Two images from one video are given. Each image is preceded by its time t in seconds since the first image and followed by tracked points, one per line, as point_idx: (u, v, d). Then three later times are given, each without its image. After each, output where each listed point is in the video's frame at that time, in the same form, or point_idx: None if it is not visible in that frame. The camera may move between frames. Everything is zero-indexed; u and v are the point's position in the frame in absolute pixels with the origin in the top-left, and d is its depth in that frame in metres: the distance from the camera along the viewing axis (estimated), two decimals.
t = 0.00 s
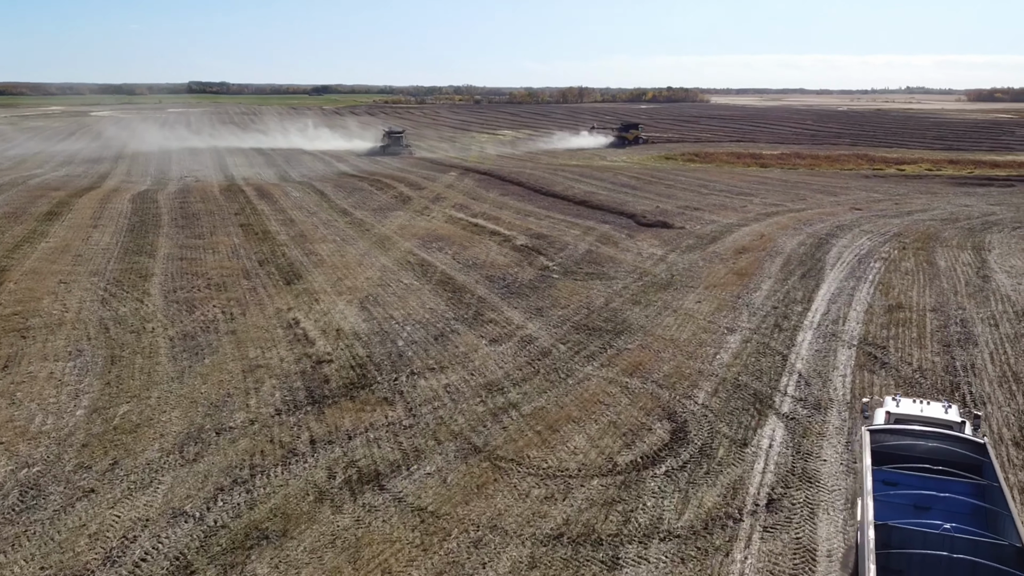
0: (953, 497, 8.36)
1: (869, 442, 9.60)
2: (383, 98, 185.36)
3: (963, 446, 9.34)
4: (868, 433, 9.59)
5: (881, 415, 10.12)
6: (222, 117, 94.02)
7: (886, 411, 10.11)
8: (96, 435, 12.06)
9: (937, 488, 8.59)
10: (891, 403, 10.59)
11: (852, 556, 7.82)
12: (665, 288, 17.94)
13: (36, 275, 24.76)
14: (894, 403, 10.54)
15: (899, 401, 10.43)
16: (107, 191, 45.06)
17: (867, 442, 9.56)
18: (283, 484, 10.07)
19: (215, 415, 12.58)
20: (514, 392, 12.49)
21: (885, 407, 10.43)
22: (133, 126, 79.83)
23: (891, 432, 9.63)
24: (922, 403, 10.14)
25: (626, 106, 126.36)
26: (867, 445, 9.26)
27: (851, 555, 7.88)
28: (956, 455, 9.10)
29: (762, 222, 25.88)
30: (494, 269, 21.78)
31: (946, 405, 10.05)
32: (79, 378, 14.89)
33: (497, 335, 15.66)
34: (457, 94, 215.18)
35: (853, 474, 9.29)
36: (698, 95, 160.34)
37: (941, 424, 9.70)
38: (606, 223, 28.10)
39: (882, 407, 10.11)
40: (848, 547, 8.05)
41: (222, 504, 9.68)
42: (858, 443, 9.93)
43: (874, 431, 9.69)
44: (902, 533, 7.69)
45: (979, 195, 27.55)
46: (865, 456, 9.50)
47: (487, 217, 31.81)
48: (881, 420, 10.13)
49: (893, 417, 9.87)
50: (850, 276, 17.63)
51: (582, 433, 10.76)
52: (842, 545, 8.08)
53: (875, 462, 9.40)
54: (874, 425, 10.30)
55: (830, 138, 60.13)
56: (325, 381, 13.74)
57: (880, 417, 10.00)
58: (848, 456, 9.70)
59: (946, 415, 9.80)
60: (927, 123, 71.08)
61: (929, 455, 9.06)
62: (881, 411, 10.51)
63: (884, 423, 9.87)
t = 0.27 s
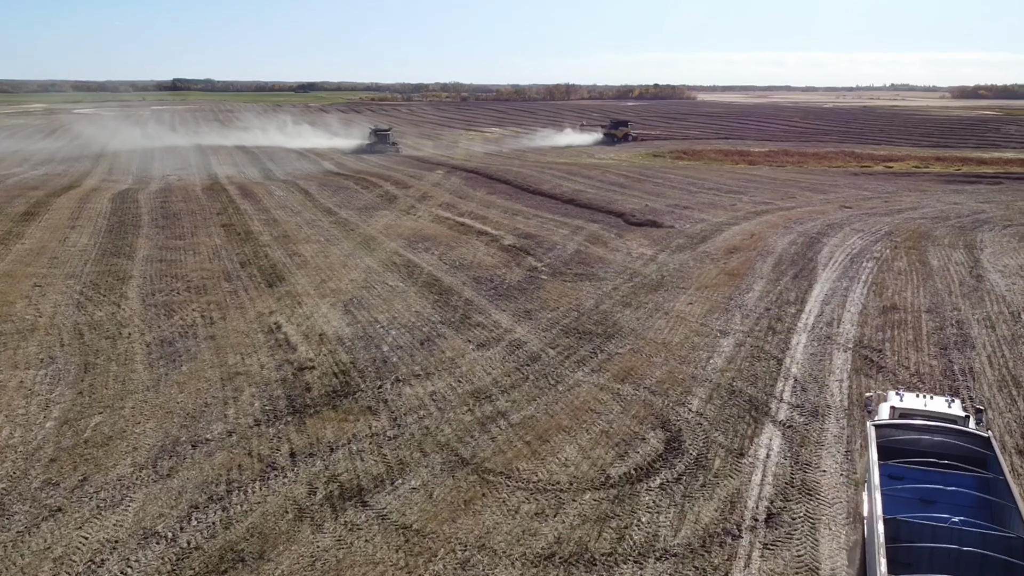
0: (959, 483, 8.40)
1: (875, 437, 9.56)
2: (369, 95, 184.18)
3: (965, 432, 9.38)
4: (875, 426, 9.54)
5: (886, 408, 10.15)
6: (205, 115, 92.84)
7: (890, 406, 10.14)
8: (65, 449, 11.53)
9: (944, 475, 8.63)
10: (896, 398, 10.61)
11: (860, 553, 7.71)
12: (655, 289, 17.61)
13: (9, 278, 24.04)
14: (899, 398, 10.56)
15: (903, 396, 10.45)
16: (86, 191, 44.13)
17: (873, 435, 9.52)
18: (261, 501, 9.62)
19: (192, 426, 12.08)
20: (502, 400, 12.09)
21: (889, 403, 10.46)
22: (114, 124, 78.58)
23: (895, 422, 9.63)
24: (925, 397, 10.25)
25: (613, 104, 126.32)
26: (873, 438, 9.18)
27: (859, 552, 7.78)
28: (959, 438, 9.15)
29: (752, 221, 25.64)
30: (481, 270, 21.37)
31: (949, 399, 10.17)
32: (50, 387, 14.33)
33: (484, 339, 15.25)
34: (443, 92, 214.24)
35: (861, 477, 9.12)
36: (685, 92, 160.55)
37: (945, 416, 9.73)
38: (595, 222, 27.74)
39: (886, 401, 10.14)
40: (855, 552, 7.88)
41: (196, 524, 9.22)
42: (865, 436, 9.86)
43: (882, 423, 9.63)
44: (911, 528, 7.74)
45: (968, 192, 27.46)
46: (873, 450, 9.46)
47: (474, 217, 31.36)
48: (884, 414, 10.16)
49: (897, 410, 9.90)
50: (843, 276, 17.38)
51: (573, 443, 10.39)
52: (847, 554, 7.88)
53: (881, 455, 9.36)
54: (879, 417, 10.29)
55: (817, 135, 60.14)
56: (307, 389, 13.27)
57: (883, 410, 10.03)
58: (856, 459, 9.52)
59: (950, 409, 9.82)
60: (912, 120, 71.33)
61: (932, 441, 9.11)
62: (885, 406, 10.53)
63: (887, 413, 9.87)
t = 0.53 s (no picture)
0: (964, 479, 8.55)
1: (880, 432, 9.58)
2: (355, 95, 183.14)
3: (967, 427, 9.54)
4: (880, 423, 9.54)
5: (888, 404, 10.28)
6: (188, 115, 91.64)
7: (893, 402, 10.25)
8: (32, 467, 10.99)
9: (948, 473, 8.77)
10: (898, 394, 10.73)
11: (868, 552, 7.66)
12: (645, 293, 17.28)
13: None
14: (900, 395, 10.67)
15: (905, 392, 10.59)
16: (64, 192, 43.21)
17: (878, 431, 9.51)
18: (237, 522, 9.16)
19: (166, 441, 11.58)
20: (490, 411, 11.69)
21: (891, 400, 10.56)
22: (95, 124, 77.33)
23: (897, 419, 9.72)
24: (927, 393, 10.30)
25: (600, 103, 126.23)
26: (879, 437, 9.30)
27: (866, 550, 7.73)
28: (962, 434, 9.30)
29: (742, 222, 25.42)
30: (469, 273, 20.97)
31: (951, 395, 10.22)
32: (19, 399, 13.75)
33: (472, 346, 14.83)
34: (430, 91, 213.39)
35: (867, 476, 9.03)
36: (671, 92, 160.75)
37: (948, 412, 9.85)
38: (584, 223, 27.42)
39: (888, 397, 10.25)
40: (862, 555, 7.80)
41: (168, 548, 8.75)
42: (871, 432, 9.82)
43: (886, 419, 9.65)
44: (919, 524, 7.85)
45: (957, 192, 27.39)
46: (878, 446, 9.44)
47: (461, 218, 30.93)
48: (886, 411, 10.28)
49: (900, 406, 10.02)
50: (835, 278, 17.15)
51: (563, 456, 10.02)
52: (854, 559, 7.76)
53: (885, 451, 9.36)
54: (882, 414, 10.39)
55: (803, 135, 60.15)
56: (287, 401, 12.78)
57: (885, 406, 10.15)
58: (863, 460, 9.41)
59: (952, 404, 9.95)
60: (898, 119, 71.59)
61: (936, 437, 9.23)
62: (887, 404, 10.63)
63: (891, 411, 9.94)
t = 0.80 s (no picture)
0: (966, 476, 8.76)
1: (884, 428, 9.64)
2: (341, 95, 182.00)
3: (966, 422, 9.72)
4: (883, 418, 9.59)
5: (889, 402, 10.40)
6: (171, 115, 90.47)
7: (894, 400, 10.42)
8: None
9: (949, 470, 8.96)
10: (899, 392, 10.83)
11: (873, 546, 7.69)
12: (636, 297, 16.96)
13: None
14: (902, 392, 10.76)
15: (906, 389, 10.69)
16: (42, 194, 42.30)
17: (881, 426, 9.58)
18: (212, 546, 8.70)
19: (140, 457, 11.07)
20: (478, 422, 11.29)
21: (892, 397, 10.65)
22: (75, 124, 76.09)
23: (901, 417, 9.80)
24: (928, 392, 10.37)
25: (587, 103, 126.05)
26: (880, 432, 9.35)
27: (871, 545, 7.77)
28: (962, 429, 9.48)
29: (731, 223, 25.21)
30: (456, 277, 20.58)
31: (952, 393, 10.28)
32: None
33: (459, 353, 14.43)
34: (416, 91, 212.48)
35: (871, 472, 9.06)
36: (658, 91, 160.92)
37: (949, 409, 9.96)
38: (573, 225, 27.10)
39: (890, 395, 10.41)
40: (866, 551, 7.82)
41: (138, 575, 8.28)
42: (873, 427, 9.86)
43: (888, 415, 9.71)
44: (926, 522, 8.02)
45: (946, 193, 27.31)
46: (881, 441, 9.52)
47: (448, 220, 30.49)
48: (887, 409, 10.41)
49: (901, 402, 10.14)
50: (828, 281, 16.91)
51: (555, 471, 9.64)
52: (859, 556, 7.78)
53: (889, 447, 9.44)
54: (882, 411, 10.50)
55: (790, 134, 60.20)
56: (266, 413, 12.30)
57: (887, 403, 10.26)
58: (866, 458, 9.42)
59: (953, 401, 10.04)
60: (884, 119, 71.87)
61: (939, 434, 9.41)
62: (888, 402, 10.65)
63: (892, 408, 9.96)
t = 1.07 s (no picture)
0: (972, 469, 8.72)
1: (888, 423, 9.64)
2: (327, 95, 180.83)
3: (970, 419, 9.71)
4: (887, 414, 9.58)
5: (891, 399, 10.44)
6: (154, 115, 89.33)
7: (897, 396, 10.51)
8: None
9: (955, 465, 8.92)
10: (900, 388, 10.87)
11: (878, 542, 7.69)
12: (627, 302, 16.63)
13: None
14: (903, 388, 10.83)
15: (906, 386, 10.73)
16: (19, 197, 41.39)
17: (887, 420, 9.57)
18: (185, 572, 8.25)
19: (111, 475, 10.57)
20: (466, 435, 10.88)
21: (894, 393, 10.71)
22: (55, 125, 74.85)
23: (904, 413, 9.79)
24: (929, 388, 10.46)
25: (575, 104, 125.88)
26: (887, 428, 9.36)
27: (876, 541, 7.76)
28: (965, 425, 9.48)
29: (721, 224, 24.97)
30: (443, 281, 20.17)
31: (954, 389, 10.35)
32: None
33: (446, 362, 14.01)
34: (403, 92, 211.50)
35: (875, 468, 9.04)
36: (645, 92, 161.14)
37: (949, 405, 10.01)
38: (561, 227, 26.77)
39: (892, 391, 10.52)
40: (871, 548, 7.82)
41: None
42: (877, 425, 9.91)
43: (891, 410, 9.70)
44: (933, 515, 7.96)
45: (935, 193, 27.20)
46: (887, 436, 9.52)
47: (435, 222, 30.06)
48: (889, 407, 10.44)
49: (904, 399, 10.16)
50: (821, 284, 16.67)
51: (545, 487, 9.27)
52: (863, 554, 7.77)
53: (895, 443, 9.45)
54: (884, 410, 10.53)
55: (777, 134, 60.23)
56: (245, 427, 11.82)
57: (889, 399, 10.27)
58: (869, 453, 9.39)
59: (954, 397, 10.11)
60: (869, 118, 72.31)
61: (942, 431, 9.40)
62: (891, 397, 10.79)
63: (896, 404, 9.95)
